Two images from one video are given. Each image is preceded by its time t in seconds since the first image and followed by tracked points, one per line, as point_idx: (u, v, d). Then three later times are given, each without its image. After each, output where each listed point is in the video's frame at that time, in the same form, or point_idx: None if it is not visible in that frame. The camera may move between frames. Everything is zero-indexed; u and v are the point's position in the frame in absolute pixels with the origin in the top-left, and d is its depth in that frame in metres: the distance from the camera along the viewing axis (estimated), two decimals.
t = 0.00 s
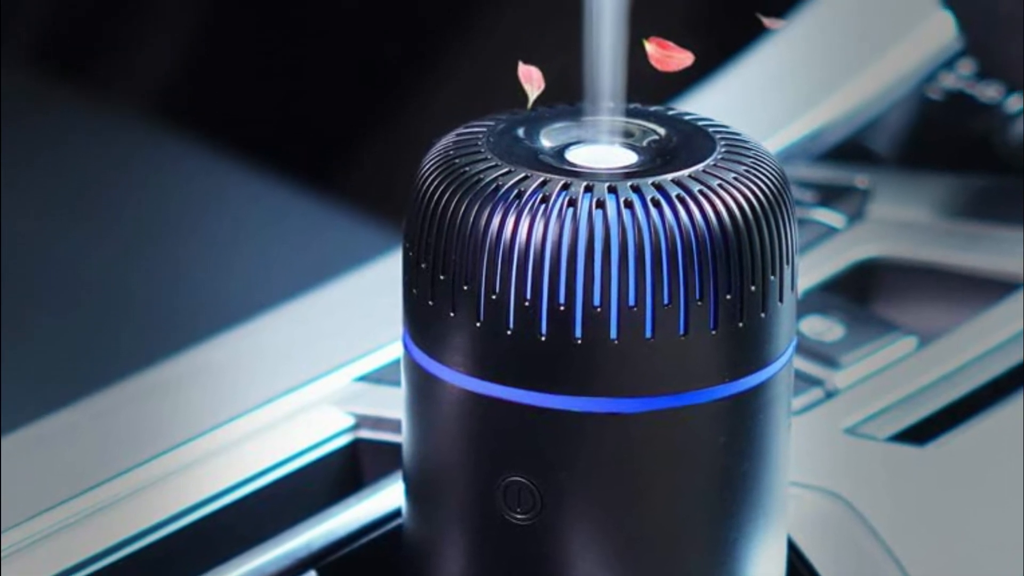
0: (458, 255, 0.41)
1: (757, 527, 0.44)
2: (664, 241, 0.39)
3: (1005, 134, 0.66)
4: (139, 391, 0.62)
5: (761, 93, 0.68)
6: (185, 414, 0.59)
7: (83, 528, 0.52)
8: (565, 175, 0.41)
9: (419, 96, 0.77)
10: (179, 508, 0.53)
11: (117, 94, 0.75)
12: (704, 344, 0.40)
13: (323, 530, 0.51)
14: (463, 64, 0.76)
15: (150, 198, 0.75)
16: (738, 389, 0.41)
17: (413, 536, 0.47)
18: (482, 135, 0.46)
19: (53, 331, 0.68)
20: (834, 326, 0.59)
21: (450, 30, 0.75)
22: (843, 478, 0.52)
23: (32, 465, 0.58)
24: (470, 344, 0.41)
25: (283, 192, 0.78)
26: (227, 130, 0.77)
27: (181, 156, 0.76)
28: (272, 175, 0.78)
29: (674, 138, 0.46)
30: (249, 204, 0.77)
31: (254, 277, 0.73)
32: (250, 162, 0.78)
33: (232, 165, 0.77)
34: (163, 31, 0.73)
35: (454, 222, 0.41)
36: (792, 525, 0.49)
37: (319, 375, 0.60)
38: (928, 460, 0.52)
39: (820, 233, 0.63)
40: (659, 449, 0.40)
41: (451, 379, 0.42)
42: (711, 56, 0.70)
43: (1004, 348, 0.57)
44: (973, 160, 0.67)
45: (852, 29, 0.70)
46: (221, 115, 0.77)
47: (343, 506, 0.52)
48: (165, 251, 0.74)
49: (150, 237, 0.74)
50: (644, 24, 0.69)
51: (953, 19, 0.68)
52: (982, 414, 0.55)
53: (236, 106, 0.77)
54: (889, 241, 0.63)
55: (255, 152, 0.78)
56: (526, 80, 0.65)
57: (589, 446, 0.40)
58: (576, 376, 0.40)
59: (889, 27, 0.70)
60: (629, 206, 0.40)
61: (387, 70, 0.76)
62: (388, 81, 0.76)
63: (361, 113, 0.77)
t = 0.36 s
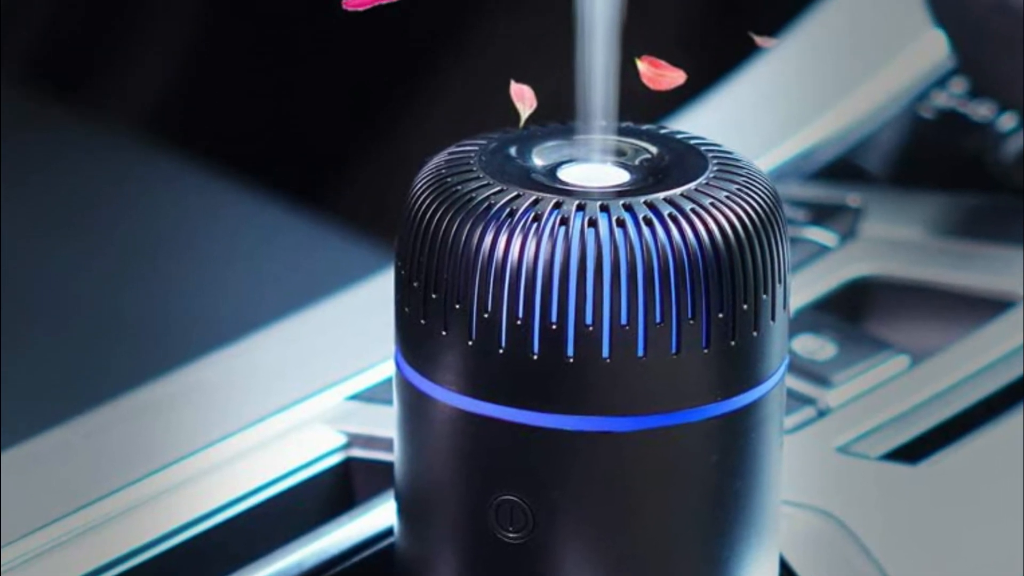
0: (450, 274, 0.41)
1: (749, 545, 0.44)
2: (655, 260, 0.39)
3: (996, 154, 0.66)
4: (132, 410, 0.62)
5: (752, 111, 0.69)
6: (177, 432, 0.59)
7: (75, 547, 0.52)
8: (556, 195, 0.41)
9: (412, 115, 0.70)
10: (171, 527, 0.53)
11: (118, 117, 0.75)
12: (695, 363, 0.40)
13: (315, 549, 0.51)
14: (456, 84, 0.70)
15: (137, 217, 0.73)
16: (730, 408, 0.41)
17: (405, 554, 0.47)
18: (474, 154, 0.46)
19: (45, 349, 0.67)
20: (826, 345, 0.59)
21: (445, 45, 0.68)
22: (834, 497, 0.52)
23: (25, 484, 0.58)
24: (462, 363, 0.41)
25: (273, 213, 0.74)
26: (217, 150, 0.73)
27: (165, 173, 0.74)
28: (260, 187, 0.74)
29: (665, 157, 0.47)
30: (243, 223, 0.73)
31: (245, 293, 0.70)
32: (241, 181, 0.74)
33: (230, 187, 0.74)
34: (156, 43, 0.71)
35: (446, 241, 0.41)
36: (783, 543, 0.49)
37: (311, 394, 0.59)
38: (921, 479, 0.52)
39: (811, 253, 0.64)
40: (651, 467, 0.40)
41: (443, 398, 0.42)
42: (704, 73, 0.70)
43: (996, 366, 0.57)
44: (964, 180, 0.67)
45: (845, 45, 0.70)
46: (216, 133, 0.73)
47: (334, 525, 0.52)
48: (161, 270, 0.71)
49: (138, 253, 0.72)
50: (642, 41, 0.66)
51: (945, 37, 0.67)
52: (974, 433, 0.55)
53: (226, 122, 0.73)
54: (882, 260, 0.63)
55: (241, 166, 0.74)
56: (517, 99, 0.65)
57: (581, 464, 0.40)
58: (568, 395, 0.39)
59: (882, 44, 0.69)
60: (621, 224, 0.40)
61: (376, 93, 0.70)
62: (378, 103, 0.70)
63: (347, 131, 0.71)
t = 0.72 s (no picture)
0: (442, 292, 0.41)
1: (741, 563, 0.44)
2: (647, 279, 0.39)
3: (988, 173, 0.67)
4: (124, 428, 0.62)
5: (744, 130, 0.68)
6: (168, 450, 0.59)
7: (67, 566, 0.52)
8: (548, 213, 0.41)
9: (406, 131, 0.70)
10: (163, 545, 0.52)
11: (103, 134, 0.67)
12: (687, 381, 0.40)
13: (306, 567, 0.50)
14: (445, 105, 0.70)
15: (130, 234, 0.70)
16: (721, 426, 0.41)
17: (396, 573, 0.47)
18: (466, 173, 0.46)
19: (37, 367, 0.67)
20: (818, 363, 0.59)
21: (436, 64, 0.68)
22: (826, 515, 0.52)
23: (18, 502, 0.58)
24: (454, 381, 0.41)
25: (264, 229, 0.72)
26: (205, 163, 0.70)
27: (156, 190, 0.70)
28: (256, 210, 0.72)
29: (657, 175, 0.47)
30: (232, 241, 0.71)
31: (235, 313, 0.70)
32: (226, 193, 0.71)
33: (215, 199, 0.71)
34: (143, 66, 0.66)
35: (438, 259, 0.41)
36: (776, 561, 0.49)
37: (303, 412, 0.59)
38: (914, 497, 0.52)
39: (803, 271, 0.63)
40: (643, 485, 0.40)
41: (435, 416, 0.42)
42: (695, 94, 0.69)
43: (987, 386, 0.57)
44: (956, 200, 0.67)
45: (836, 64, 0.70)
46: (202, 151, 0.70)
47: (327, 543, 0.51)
48: (152, 292, 0.70)
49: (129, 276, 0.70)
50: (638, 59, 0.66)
51: (936, 56, 0.68)
52: (966, 451, 0.55)
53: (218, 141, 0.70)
54: (874, 278, 0.63)
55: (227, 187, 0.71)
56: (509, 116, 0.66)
57: (572, 483, 0.40)
58: (560, 413, 0.39)
59: (874, 62, 0.70)
60: (613, 243, 0.40)
61: (369, 110, 0.69)
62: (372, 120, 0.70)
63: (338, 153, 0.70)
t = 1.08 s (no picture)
0: (433, 311, 0.41)
1: None
2: (639, 298, 0.39)
3: (979, 192, 0.67)
4: (117, 446, 0.61)
5: (737, 149, 0.69)
6: (160, 470, 0.58)
7: None
8: (541, 232, 0.41)
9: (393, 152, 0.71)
10: (154, 565, 0.52)
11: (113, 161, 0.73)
12: (679, 400, 0.40)
13: None
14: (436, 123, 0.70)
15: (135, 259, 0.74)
16: (714, 445, 0.41)
17: None
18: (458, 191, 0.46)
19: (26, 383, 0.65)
20: (810, 382, 0.59)
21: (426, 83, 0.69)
22: (818, 534, 0.51)
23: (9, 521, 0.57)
24: (446, 401, 0.41)
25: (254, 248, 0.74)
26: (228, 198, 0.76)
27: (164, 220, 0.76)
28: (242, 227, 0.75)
29: (649, 195, 0.47)
30: (223, 260, 0.73)
31: (225, 331, 0.69)
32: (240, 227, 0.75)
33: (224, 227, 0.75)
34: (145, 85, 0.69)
35: (430, 278, 0.41)
36: None
37: (295, 431, 0.59)
38: (906, 516, 0.52)
39: (795, 290, 0.63)
40: (636, 504, 0.40)
41: (427, 435, 0.42)
42: (687, 112, 0.70)
43: (978, 405, 0.57)
44: (947, 219, 0.68)
45: (828, 83, 0.70)
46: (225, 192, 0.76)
47: (318, 563, 0.51)
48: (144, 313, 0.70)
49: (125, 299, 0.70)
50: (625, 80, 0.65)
51: (929, 74, 0.68)
52: (958, 470, 0.55)
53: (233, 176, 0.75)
54: (866, 296, 0.63)
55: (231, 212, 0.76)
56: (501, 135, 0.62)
57: (565, 502, 0.40)
58: (553, 432, 0.39)
59: (866, 80, 0.70)
60: (605, 261, 0.40)
61: (361, 131, 0.71)
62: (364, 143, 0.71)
63: (334, 170, 0.72)
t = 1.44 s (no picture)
0: (426, 329, 0.41)
1: None
2: (631, 316, 0.39)
3: (972, 210, 0.68)
4: (108, 465, 0.60)
5: (728, 168, 0.68)
6: (152, 489, 0.58)
7: None
8: (533, 250, 0.41)
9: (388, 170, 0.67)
10: None
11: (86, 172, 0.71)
12: (672, 419, 0.40)
13: None
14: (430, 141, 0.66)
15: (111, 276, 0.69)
16: (706, 464, 0.41)
17: None
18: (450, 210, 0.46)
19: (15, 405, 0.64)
20: (802, 401, 0.59)
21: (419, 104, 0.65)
22: (810, 551, 0.52)
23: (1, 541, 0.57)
24: (438, 419, 0.41)
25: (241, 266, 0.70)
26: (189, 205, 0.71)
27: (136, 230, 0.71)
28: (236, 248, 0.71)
29: (641, 213, 0.47)
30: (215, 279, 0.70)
31: (220, 349, 0.67)
32: (224, 237, 0.71)
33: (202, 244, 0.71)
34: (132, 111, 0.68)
35: (422, 296, 0.41)
36: None
37: (287, 450, 0.58)
38: (899, 535, 0.52)
39: (788, 308, 0.64)
40: (628, 523, 0.40)
41: (419, 453, 0.42)
42: (679, 133, 0.69)
43: (971, 424, 0.57)
44: (941, 237, 0.68)
45: (820, 101, 0.70)
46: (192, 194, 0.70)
47: None
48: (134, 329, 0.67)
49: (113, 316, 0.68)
50: (620, 99, 0.66)
51: (921, 93, 0.69)
52: (950, 489, 0.55)
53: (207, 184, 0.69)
54: (857, 316, 0.63)
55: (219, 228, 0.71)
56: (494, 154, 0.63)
57: (557, 520, 0.40)
58: (545, 451, 0.39)
59: (858, 99, 0.70)
60: (597, 280, 0.40)
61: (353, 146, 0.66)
62: (357, 157, 0.66)
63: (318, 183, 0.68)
